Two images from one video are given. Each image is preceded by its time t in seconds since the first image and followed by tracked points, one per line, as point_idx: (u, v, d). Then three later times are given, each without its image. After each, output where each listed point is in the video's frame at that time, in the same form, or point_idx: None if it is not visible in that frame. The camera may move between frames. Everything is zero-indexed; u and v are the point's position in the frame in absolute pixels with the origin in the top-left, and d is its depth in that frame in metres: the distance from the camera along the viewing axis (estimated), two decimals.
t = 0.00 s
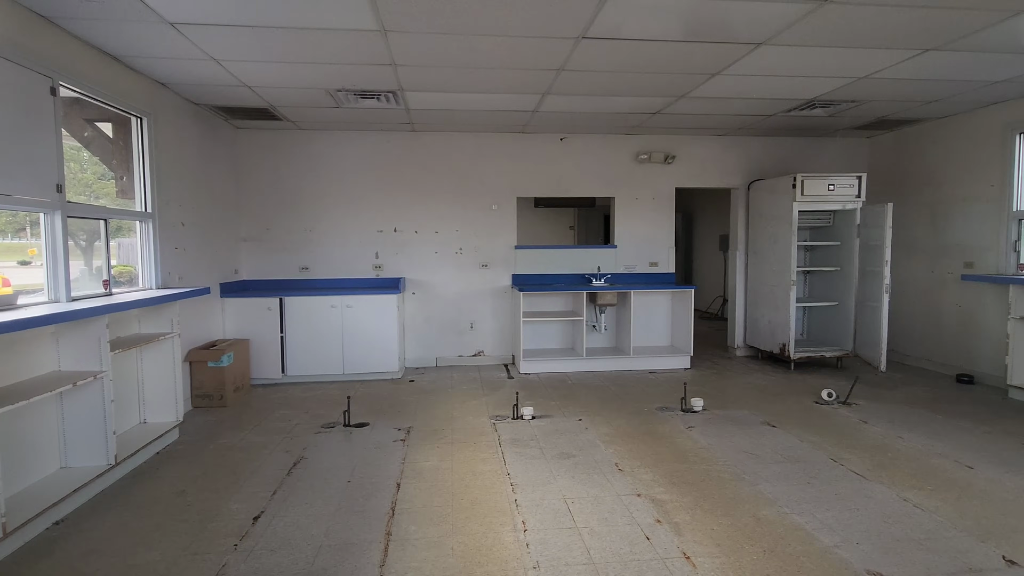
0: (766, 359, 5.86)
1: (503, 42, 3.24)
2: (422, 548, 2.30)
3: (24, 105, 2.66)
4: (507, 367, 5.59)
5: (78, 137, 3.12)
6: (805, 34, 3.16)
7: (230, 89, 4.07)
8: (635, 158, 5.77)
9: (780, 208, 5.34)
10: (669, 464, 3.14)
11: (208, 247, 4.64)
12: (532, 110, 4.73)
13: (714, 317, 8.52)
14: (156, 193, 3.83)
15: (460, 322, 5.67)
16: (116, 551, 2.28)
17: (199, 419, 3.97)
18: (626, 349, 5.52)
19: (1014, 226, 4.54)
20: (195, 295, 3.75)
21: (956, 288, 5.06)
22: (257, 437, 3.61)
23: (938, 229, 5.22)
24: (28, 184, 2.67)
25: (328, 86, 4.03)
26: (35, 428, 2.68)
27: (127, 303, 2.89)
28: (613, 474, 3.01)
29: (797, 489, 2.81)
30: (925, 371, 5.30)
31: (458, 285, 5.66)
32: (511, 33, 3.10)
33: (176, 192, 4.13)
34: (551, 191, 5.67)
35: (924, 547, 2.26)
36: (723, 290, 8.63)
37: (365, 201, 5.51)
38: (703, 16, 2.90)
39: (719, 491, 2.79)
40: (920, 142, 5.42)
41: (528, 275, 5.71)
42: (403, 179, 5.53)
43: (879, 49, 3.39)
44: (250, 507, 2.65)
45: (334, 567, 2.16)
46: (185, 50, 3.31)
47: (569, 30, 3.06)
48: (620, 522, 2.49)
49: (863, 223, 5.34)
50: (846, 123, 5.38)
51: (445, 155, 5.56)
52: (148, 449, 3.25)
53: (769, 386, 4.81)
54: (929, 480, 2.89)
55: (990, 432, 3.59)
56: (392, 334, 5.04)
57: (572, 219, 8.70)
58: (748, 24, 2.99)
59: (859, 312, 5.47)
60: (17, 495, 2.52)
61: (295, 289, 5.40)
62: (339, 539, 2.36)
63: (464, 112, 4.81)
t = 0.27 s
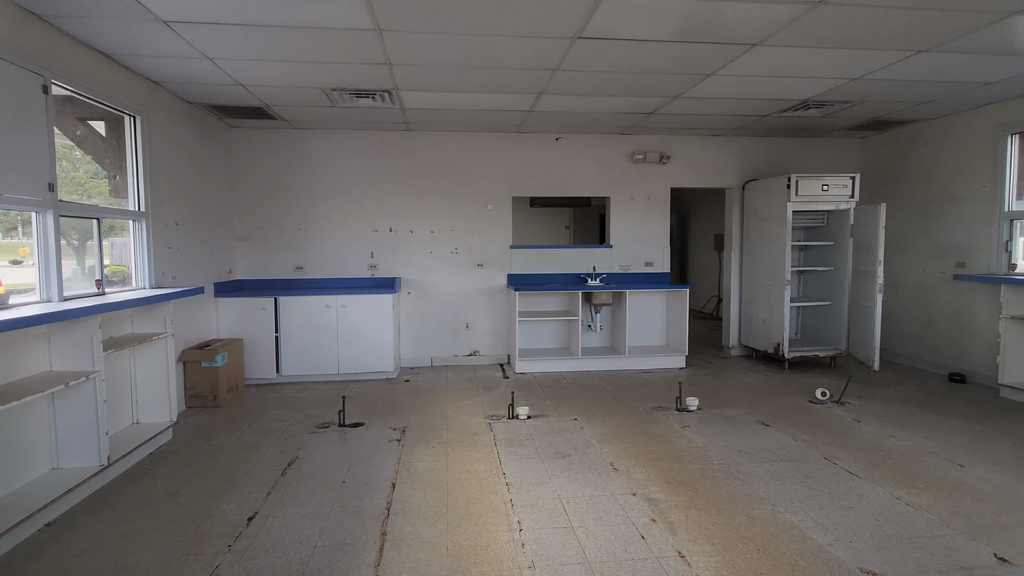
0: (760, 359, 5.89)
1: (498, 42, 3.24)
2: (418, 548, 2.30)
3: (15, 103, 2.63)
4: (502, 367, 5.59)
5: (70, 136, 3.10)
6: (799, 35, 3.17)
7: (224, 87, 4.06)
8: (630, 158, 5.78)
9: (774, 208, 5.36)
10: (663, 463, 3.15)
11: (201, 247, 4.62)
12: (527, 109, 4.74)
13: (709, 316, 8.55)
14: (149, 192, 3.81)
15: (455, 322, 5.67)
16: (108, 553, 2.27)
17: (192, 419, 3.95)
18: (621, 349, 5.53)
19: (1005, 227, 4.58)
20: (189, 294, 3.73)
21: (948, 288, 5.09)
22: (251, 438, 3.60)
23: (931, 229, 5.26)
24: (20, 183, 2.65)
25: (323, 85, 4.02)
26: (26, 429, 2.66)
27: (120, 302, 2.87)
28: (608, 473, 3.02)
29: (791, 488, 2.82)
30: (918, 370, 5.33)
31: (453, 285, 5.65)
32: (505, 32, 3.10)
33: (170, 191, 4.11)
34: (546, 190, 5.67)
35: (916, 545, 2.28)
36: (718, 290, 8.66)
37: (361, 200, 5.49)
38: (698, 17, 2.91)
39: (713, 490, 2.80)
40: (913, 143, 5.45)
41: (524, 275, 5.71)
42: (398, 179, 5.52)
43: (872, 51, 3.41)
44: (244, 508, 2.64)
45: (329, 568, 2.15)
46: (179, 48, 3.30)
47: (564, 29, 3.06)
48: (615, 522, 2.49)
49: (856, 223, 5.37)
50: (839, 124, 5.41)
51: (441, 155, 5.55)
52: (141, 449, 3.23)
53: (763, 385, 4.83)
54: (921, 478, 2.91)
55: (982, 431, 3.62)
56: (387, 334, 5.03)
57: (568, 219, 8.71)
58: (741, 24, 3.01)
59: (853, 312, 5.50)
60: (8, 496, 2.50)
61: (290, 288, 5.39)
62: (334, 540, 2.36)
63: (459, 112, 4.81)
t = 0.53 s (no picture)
0: (752, 358, 5.92)
1: (491, 41, 3.24)
2: (411, 548, 2.29)
3: (3, 100, 2.60)
4: (495, 367, 5.59)
5: (59, 134, 3.07)
6: (790, 37, 3.20)
7: (216, 86, 4.03)
8: (623, 159, 5.80)
9: (766, 209, 5.39)
10: (656, 462, 3.16)
11: (192, 246, 4.59)
12: (521, 109, 4.74)
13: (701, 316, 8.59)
14: (139, 191, 3.78)
15: (449, 322, 5.66)
16: (97, 555, 2.25)
17: (183, 420, 3.92)
18: (614, 348, 5.54)
19: (993, 227, 4.62)
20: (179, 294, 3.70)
21: (937, 288, 5.15)
22: (243, 438, 3.57)
23: (920, 230, 5.31)
24: (7, 182, 2.62)
25: (315, 84, 4.00)
26: (14, 431, 2.63)
27: (109, 302, 2.84)
28: (601, 473, 3.02)
29: (782, 487, 2.84)
30: (907, 369, 5.39)
31: (447, 285, 5.65)
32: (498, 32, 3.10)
33: (160, 190, 4.07)
34: (540, 190, 5.68)
35: (905, 542, 2.30)
36: (710, 290, 8.70)
37: (353, 200, 5.47)
38: (690, 18, 2.92)
39: (706, 489, 2.82)
40: (902, 144, 5.50)
41: (517, 275, 5.72)
42: (391, 179, 5.50)
43: (863, 52, 3.44)
44: (235, 509, 2.62)
45: (321, 569, 2.14)
46: (169, 46, 3.27)
47: (557, 29, 3.07)
48: (609, 521, 2.50)
49: (847, 224, 5.42)
50: (830, 125, 5.45)
51: (434, 155, 5.54)
52: (131, 451, 3.20)
53: (755, 384, 4.86)
54: (910, 477, 2.94)
55: (970, 429, 3.66)
56: (380, 334, 5.01)
57: (561, 218, 8.72)
58: (733, 26, 3.02)
59: (843, 312, 5.54)
60: None
61: (282, 288, 5.36)
62: (326, 541, 2.35)
63: (452, 112, 4.80)
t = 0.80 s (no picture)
0: (741, 357, 5.96)
1: (482, 41, 3.23)
2: (402, 549, 2.29)
3: None
4: (486, 366, 5.59)
5: (43, 132, 3.02)
6: (779, 39, 3.23)
7: (204, 84, 3.99)
8: (614, 159, 5.82)
9: (755, 209, 5.43)
10: (647, 461, 3.17)
11: (180, 246, 4.54)
12: (512, 109, 4.73)
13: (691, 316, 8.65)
14: (125, 190, 3.73)
15: (440, 322, 5.65)
16: (83, 558, 2.22)
17: (171, 422, 3.88)
18: (605, 348, 5.56)
19: (977, 228, 4.69)
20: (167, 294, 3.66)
21: (923, 288, 5.21)
22: (232, 440, 3.54)
23: (906, 230, 5.38)
24: None
25: (305, 82, 3.97)
26: None
27: (95, 302, 2.81)
28: (592, 472, 3.03)
29: (770, 485, 2.87)
30: (894, 368, 5.45)
31: (438, 285, 5.63)
32: (489, 31, 3.10)
33: (147, 189, 4.03)
34: (531, 190, 5.68)
35: (892, 539, 2.33)
36: (700, 289, 8.75)
37: (343, 199, 5.44)
38: (681, 19, 2.93)
39: (696, 488, 2.83)
40: (889, 146, 5.57)
41: (508, 275, 5.71)
42: (382, 178, 5.48)
43: (850, 54, 3.47)
44: (224, 511, 2.60)
45: (311, 571, 2.13)
46: (156, 43, 3.23)
47: (549, 29, 3.07)
48: (599, 520, 2.51)
49: (835, 224, 5.47)
50: (818, 126, 5.50)
51: (425, 154, 5.52)
52: (117, 453, 3.16)
53: (745, 383, 4.90)
54: (897, 474, 2.98)
55: (955, 427, 3.71)
56: (371, 334, 4.99)
57: (552, 218, 8.73)
58: (723, 27, 3.04)
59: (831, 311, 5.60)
60: None
61: (272, 288, 5.32)
62: (316, 542, 2.33)
63: (443, 111, 4.79)
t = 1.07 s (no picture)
0: (729, 357, 6.01)
1: (472, 41, 3.23)
2: (392, 550, 2.28)
3: None
4: (476, 367, 5.58)
5: (24, 130, 2.97)
6: (766, 41, 3.26)
7: (189, 82, 3.95)
8: (603, 159, 5.84)
9: (742, 209, 5.48)
10: (636, 460, 3.19)
11: (166, 246, 4.49)
12: (501, 109, 4.73)
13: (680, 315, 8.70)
14: (109, 188, 3.68)
15: (429, 322, 5.63)
16: (66, 563, 2.18)
17: (156, 424, 3.83)
18: (594, 348, 5.58)
19: (960, 228, 4.76)
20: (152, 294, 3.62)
21: (906, 287, 5.29)
22: (218, 442, 3.51)
23: (891, 231, 5.45)
24: None
25: (293, 81, 3.95)
26: None
27: (78, 303, 2.77)
28: (582, 472, 3.04)
29: (758, 482, 2.90)
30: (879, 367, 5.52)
31: (427, 285, 5.62)
32: (479, 31, 3.09)
33: (131, 188, 3.97)
34: (520, 190, 5.68)
35: (876, 535, 2.36)
36: (688, 289, 8.81)
37: (331, 199, 5.41)
38: (669, 20, 2.95)
39: (684, 486, 2.85)
40: (874, 147, 5.64)
41: (498, 275, 5.71)
42: (370, 178, 5.45)
43: (836, 56, 3.51)
44: (211, 513, 2.58)
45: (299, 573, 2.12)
46: (141, 41, 3.19)
47: (538, 30, 3.07)
48: (589, 519, 2.51)
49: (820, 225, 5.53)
50: (804, 128, 5.56)
51: (414, 154, 5.50)
52: (101, 456, 3.12)
53: (733, 383, 4.93)
54: (881, 471, 3.02)
55: (937, 425, 3.77)
56: (360, 335, 4.97)
57: (541, 218, 8.74)
58: (711, 29, 3.06)
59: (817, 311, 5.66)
60: None
61: (259, 289, 5.27)
62: (305, 544, 2.32)
63: (432, 111, 4.77)
